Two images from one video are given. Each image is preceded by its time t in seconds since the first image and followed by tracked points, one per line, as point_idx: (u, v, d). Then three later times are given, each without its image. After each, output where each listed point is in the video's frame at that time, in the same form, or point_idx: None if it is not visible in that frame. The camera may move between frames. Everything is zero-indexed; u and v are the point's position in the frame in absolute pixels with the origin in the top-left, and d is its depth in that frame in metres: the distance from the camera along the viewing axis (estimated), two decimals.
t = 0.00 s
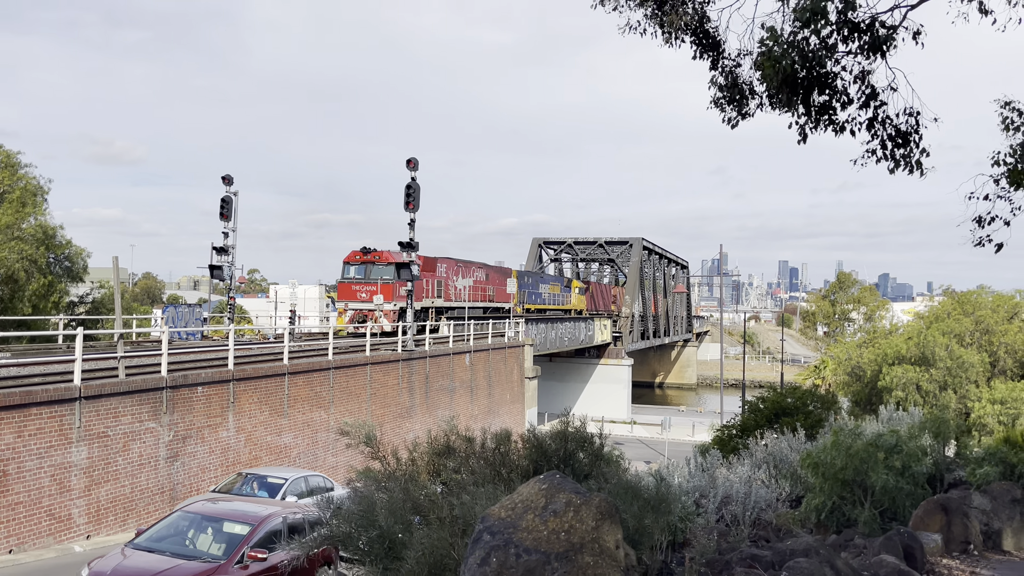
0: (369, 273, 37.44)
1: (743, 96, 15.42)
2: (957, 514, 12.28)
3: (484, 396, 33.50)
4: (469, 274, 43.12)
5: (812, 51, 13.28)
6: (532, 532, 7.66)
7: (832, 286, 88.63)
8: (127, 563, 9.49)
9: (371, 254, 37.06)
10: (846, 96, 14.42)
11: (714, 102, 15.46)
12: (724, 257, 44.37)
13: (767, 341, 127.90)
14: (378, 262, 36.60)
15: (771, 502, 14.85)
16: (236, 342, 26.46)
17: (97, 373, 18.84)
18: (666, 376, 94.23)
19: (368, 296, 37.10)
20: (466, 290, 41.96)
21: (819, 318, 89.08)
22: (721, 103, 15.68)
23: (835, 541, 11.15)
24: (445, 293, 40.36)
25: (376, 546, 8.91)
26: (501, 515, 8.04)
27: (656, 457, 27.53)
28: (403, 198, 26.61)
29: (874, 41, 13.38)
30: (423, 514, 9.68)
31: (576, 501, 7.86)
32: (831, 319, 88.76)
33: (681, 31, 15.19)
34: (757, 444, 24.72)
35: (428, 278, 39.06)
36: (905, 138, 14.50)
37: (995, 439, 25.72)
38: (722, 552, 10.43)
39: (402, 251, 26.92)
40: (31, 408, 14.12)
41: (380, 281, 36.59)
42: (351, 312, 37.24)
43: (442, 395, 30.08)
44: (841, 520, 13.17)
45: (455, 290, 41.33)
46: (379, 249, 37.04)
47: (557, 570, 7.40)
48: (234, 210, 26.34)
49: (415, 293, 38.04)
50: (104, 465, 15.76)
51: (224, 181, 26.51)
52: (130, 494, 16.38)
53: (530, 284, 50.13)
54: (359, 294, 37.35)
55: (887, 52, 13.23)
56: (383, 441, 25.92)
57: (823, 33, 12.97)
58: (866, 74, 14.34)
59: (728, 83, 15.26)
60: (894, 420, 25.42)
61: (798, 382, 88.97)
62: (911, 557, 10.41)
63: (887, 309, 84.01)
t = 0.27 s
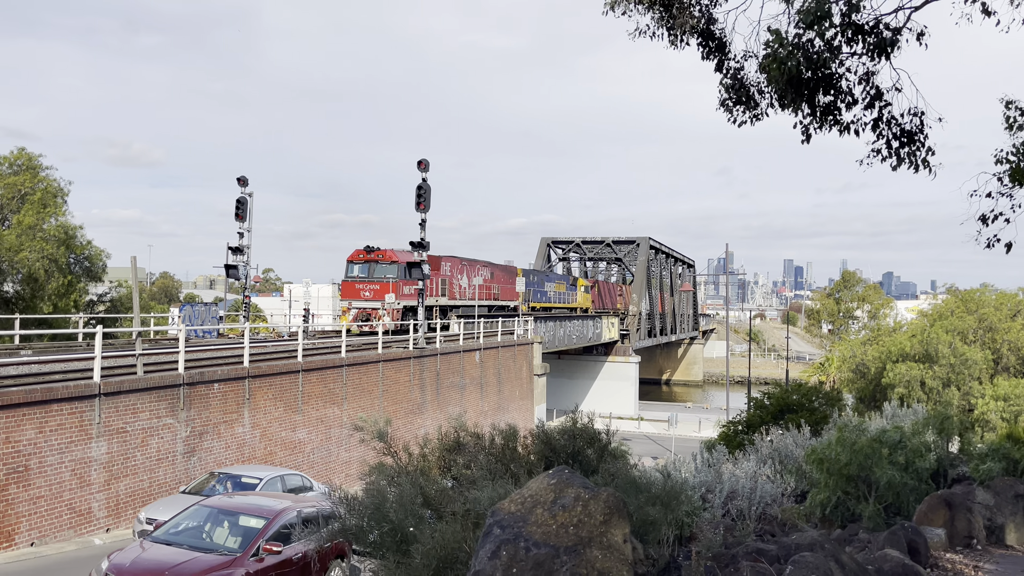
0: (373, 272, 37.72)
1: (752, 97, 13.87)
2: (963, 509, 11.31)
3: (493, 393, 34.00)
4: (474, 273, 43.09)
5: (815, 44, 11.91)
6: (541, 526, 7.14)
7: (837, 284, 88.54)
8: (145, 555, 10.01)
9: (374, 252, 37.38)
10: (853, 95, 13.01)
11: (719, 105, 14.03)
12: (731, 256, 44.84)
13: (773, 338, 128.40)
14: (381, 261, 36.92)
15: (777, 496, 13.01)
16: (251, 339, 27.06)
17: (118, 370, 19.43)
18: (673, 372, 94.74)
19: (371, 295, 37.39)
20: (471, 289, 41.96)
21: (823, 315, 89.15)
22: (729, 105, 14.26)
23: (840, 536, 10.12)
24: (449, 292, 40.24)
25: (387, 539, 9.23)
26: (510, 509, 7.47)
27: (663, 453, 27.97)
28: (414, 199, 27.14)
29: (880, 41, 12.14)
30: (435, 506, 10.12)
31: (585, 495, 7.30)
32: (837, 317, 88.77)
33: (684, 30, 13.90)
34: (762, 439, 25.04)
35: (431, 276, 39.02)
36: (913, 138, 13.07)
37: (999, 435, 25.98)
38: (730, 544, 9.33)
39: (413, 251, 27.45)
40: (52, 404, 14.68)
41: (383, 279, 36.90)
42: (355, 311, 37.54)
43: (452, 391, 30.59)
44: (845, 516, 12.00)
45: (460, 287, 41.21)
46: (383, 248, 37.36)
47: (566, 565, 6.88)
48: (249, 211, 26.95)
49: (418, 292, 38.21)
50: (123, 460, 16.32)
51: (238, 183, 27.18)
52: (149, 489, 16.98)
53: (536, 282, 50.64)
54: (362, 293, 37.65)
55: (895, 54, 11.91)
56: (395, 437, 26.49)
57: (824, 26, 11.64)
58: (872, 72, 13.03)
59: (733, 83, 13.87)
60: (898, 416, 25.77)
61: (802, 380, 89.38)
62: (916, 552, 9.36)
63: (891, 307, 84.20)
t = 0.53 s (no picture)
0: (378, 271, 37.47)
1: (766, 95, 13.82)
2: (978, 508, 11.19)
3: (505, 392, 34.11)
4: (482, 273, 42.73)
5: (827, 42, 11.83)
6: (555, 524, 7.17)
7: (850, 282, 88.28)
8: (162, 552, 10.14)
9: (379, 251, 37.17)
10: (866, 91, 12.90)
11: (733, 102, 13.98)
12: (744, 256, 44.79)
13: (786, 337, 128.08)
14: (386, 260, 36.68)
15: (789, 494, 12.98)
16: (266, 338, 27.23)
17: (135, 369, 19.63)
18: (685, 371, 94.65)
19: (376, 294, 37.14)
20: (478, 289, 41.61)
21: (836, 314, 89.00)
22: (744, 104, 14.20)
23: (853, 536, 10.01)
24: (456, 291, 39.87)
25: (400, 536, 9.34)
26: (524, 508, 7.53)
27: (676, 452, 27.96)
28: (427, 199, 27.24)
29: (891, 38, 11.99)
30: (448, 504, 10.19)
31: (598, 494, 7.33)
32: (850, 315, 88.56)
33: (697, 28, 13.83)
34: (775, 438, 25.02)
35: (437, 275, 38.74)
36: (925, 135, 13.00)
37: (1013, 435, 25.90)
38: (743, 543, 9.30)
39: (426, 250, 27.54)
40: (69, 402, 14.86)
41: (388, 278, 36.65)
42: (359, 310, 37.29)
43: (465, 390, 30.71)
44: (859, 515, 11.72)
45: (467, 286, 40.84)
46: (387, 246, 37.14)
47: (580, 563, 6.88)
48: (263, 210, 27.13)
49: (424, 291, 37.91)
50: (140, 458, 16.50)
51: (253, 183, 27.35)
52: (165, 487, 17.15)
53: (545, 281, 50.67)
54: (367, 292, 37.42)
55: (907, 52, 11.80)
56: (409, 435, 26.63)
57: (836, 22, 11.52)
58: (886, 68, 12.81)
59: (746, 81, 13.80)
60: (911, 415, 25.69)
61: (816, 379, 89.19)
62: (931, 552, 9.32)
63: (906, 306, 83.96)
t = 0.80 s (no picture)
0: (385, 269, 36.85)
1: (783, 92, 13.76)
2: (1000, 508, 11.09)
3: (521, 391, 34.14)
4: (492, 271, 42.48)
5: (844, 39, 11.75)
6: (573, 523, 7.18)
7: (869, 281, 88.73)
8: (181, 550, 10.21)
9: (385, 249, 36.48)
10: (885, 87, 12.79)
11: (749, 100, 13.92)
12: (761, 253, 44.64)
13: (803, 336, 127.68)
14: (393, 258, 36.08)
15: (807, 493, 12.91)
16: (282, 337, 27.34)
17: (154, 368, 19.80)
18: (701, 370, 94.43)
19: (382, 293, 36.50)
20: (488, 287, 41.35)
21: (854, 312, 88.76)
22: (761, 101, 14.13)
23: (872, 535, 9.95)
24: (465, 290, 39.63)
25: (418, 536, 9.36)
26: (542, 506, 7.56)
27: (693, 451, 27.85)
28: (443, 197, 27.29)
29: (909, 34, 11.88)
30: (465, 502, 10.21)
31: (617, 492, 7.32)
32: (868, 313, 88.23)
33: (714, 26, 13.77)
34: (793, 436, 24.96)
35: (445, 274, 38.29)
36: (944, 131, 12.88)
37: None
38: (761, 542, 9.27)
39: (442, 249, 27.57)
40: (90, 401, 15.00)
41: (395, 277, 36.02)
42: (366, 309, 36.75)
43: (481, 388, 30.75)
44: (878, 515, 11.63)
45: (477, 285, 40.60)
46: (394, 244, 36.45)
47: (599, 561, 6.88)
48: (280, 210, 27.26)
49: (432, 289, 37.33)
50: (159, 456, 16.63)
51: (270, 183, 27.49)
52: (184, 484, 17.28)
53: (558, 280, 50.64)
54: (374, 291, 36.80)
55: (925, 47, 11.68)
56: (425, 433, 26.69)
57: (854, 18, 11.45)
58: (905, 63, 12.65)
59: (763, 78, 13.73)
60: (931, 414, 25.51)
61: (833, 378, 88.87)
62: (951, 552, 9.25)
63: (924, 304, 83.56)
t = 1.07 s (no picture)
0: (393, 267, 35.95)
1: (804, 88, 13.64)
2: None
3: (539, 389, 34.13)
4: (505, 269, 42.07)
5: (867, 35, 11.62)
6: (594, 522, 7.16)
7: (891, 279, 88.45)
8: (203, 547, 10.29)
9: (395, 247, 35.55)
10: (907, 83, 12.64)
11: (769, 96, 13.80)
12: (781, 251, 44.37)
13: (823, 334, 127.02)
14: (402, 256, 35.21)
15: (828, 492, 12.83)
16: (302, 336, 27.44)
17: (175, 367, 19.97)
18: (721, 368, 94.08)
19: (391, 291, 35.63)
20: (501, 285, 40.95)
21: (875, 310, 88.32)
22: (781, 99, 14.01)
23: (895, 535, 9.88)
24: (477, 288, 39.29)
25: (438, 534, 9.38)
26: (563, 505, 7.56)
27: (712, 450, 27.65)
28: (461, 196, 27.30)
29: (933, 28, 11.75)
30: (485, 501, 10.22)
31: (638, 491, 7.31)
32: (889, 311, 87.70)
33: (733, 21, 13.64)
34: (813, 436, 24.68)
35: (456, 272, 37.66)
36: (966, 127, 12.75)
37: None
38: (782, 542, 9.23)
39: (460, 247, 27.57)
40: (112, 399, 15.13)
41: (403, 275, 35.15)
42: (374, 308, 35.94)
43: (499, 386, 30.78)
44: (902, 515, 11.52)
45: (490, 283, 40.22)
46: (403, 242, 35.51)
47: (620, 560, 6.86)
48: (299, 210, 27.40)
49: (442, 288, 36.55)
50: (180, 454, 16.75)
51: (289, 183, 27.61)
52: (205, 482, 17.39)
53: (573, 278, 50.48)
54: (382, 290, 35.97)
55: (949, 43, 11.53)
56: (444, 432, 26.76)
57: (877, 14, 11.31)
58: (928, 58, 12.50)
59: (782, 74, 13.60)
60: (954, 413, 25.29)
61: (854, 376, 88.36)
62: (976, 552, 9.14)
63: (946, 302, 82.96)
